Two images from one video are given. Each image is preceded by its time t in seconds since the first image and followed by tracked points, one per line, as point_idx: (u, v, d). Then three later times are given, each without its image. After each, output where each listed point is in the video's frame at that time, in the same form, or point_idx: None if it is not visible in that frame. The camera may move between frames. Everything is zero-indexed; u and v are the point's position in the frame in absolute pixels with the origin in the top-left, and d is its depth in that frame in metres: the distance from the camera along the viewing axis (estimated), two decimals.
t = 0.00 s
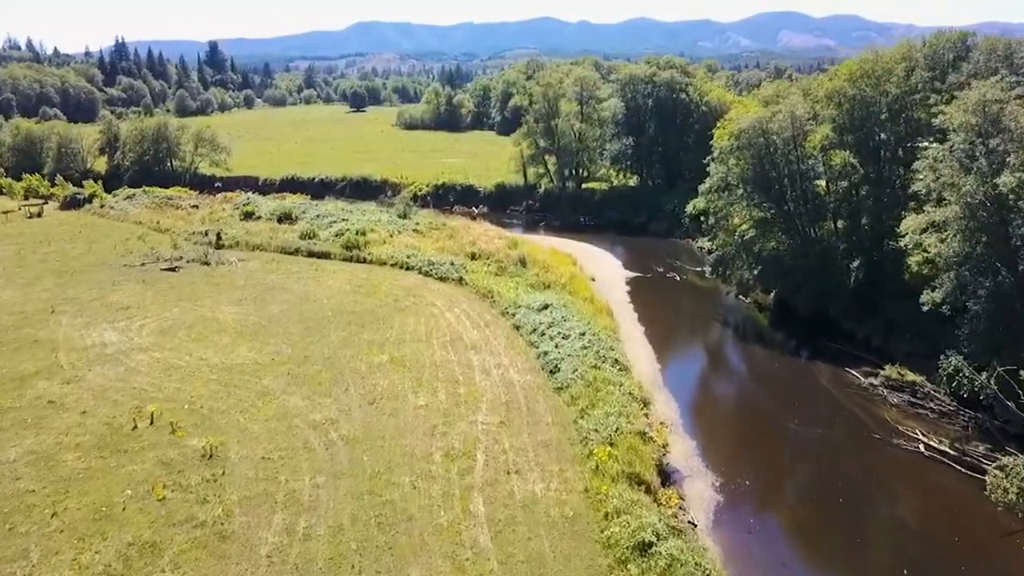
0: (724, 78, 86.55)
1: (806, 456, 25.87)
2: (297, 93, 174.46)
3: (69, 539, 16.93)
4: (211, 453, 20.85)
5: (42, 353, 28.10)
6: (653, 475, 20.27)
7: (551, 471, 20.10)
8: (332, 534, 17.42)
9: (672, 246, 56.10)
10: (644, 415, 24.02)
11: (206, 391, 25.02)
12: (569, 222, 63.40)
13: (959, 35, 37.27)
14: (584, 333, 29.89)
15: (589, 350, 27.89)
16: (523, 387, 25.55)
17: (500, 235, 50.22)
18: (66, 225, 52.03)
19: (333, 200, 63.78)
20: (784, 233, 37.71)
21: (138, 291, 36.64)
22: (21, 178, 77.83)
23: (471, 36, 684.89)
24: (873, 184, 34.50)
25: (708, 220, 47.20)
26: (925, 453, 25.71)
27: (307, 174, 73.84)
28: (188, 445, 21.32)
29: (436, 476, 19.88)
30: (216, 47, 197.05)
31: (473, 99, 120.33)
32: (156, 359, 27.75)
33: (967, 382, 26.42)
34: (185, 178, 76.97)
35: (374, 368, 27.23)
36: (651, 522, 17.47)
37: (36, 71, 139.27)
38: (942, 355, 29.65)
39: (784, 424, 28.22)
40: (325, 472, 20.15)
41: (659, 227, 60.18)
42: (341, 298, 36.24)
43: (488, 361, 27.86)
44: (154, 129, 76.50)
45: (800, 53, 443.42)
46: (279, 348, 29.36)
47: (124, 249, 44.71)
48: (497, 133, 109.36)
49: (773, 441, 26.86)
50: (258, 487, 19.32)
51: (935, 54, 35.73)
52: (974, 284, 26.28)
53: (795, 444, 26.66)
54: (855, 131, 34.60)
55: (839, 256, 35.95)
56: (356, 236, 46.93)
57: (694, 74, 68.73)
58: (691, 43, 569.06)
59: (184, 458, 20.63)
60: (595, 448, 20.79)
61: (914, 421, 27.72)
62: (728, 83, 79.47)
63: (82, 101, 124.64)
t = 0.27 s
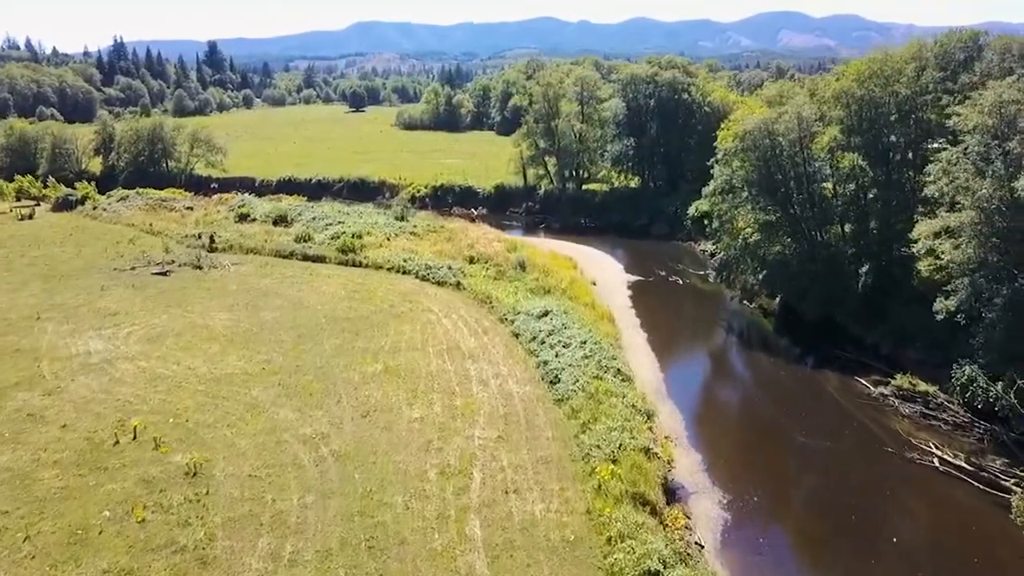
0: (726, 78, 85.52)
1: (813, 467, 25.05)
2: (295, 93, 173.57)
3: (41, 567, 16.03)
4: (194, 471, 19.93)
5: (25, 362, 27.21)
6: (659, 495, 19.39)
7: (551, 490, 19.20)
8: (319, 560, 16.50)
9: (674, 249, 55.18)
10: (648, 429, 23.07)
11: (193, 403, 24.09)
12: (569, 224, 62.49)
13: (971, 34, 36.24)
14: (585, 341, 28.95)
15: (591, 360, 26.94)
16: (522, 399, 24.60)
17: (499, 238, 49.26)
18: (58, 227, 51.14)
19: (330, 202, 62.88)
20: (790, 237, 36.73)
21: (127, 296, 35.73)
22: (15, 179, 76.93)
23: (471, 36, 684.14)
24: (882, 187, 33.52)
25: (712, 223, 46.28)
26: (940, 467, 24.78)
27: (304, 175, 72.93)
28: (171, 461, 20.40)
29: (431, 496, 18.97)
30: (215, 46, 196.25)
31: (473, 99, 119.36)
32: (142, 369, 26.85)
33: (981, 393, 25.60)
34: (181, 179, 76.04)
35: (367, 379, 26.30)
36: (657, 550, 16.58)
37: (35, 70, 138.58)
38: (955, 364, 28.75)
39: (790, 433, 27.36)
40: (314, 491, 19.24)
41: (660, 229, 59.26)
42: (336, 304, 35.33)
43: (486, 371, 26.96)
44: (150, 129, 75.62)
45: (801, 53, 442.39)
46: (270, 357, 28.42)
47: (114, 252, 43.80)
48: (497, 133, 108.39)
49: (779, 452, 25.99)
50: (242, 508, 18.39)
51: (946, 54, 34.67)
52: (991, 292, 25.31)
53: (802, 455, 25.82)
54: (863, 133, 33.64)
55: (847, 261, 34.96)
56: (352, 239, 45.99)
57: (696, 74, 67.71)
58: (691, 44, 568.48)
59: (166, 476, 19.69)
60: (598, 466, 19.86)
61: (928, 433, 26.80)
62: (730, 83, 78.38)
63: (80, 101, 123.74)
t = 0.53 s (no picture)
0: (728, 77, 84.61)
1: (820, 477, 24.26)
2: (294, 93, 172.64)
3: None
4: (176, 489, 18.99)
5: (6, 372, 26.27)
6: (664, 515, 18.50)
7: (552, 510, 18.30)
8: None
9: (675, 251, 54.27)
10: (652, 444, 22.14)
11: (179, 415, 23.16)
12: (570, 226, 61.53)
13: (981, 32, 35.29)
14: (586, 350, 28.02)
15: (591, 369, 26.03)
16: (521, 410, 23.68)
17: (498, 240, 48.35)
18: (49, 229, 50.20)
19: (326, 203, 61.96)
20: (796, 241, 35.84)
21: (116, 301, 34.80)
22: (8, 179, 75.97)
23: (471, 35, 683.24)
24: (891, 190, 32.58)
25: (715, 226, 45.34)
26: (956, 481, 23.87)
27: (301, 176, 72.01)
28: (153, 479, 19.46)
29: (425, 517, 18.05)
30: (214, 46, 195.30)
31: (472, 98, 118.39)
32: (128, 378, 25.91)
33: (997, 404, 24.99)
34: (176, 179, 75.08)
35: (361, 389, 25.36)
36: None
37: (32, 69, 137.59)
38: (969, 373, 27.83)
39: (794, 443, 26.52)
40: (302, 510, 18.32)
41: (662, 231, 58.29)
42: (330, 309, 34.40)
43: (484, 380, 26.04)
44: (145, 129, 74.69)
45: (801, 54, 442.00)
46: (260, 365, 27.50)
47: (105, 255, 42.85)
48: (496, 133, 107.40)
49: (783, 462, 25.15)
50: (226, 530, 17.48)
51: (956, 53, 33.73)
52: (1006, 299, 24.41)
53: (806, 465, 24.99)
54: (872, 134, 32.69)
55: (855, 265, 34.03)
56: (348, 242, 45.08)
57: (698, 74, 66.78)
58: (691, 44, 567.56)
59: (147, 495, 18.75)
60: (601, 485, 18.96)
61: (941, 446, 25.90)
62: (732, 83, 77.46)
63: (77, 100, 122.78)
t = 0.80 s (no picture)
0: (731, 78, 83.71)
1: (828, 491, 23.39)
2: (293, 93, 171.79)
3: None
4: (157, 510, 18.06)
5: None
6: (671, 539, 17.58)
7: (553, 534, 17.40)
8: None
9: (678, 254, 53.35)
10: (657, 460, 21.20)
11: (163, 429, 22.22)
12: (570, 228, 60.57)
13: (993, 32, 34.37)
14: (588, 359, 27.07)
15: (593, 380, 25.09)
16: (521, 424, 22.74)
17: (498, 243, 47.42)
18: (40, 232, 49.26)
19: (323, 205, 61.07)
20: (803, 245, 34.96)
21: (104, 307, 33.87)
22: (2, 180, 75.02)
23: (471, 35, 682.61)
24: (902, 194, 31.62)
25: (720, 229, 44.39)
26: (974, 498, 22.89)
27: (298, 177, 71.09)
28: (134, 499, 18.52)
29: (419, 540, 17.13)
30: (213, 46, 194.51)
31: (472, 98, 117.44)
32: (112, 389, 24.97)
33: (1013, 415, 24.40)
34: (172, 181, 74.12)
35: (354, 401, 24.41)
36: None
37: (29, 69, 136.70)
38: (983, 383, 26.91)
39: (798, 455, 25.59)
40: (289, 533, 17.41)
41: (664, 234, 57.35)
42: (324, 315, 33.48)
43: (482, 391, 25.11)
44: (140, 129, 73.80)
45: (802, 54, 441.22)
46: (251, 375, 26.57)
47: (95, 259, 41.90)
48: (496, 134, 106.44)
49: (789, 475, 24.20)
50: (209, 555, 16.56)
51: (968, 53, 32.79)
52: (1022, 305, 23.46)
53: (812, 478, 24.06)
54: (881, 136, 31.71)
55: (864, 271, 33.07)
56: (345, 245, 44.17)
57: (701, 74, 65.87)
58: (691, 44, 566.73)
59: (127, 517, 17.80)
60: (605, 507, 18.06)
61: (957, 460, 24.95)
62: (735, 83, 76.60)
63: (75, 100, 121.85)
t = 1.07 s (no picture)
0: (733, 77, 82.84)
1: (838, 504, 22.59)
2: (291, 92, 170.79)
3: None
4: (136, 533, 17.14)
5: None
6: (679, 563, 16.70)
7: (554, 559, 16.55)
8: None
9: (680, 256, 52.46)
10: (663, 476, 20.32)
11: (147, 443, 21.30)
12: (571, 230, 59.59)
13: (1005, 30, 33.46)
14: (589, 368, 26.16)
15: (594, 391, 24.18)
16: (520, 438, 21.84)
17: (497, 246, 46.52)
18: (30, 234, 48.28)
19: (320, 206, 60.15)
20: (810, 249, 34.05)
21: (92, 313, 32.93)
22: None
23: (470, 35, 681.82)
24: (912, 197, 30.74)
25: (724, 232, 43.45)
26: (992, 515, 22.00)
27: (295, 178, 70.17)
28: (112, 520, 17.60)
29: (412, 566, 16.24)
30: (212, 45, 193.53)
31: (472, 98, 116.46)
32: (96, 401, 24.03)
33: None
34: (167, 181, 73.15)
35: (347, 413, 23.48)
36: None
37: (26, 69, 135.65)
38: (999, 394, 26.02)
39: (805, 465, 24.79)
40: (275, 557, 16.53)
41: (667, 235, 56.42)
42: (318, 322, 32.57)
43: (479, 403, 24.19)
44: (135, 130, 72.84)
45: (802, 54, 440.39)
46: (240, 385, 25.65)
47: (85, 262, 40.97)
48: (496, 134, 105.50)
49: (796, 488, 23.36)
50: None
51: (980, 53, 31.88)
52: None
53: (820, 491, 23.25)
54: (891, 138, 30.79)
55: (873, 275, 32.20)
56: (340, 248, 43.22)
57: (703, 73, 64.97)
58: (691, 44, 566.27)
59: (104, 540, 16.90)
60: (609, 530, 17.19)
61: (973, 474, 24.03)
62: (737, 83, 75.76)
63: (72, 100, 120.84)
